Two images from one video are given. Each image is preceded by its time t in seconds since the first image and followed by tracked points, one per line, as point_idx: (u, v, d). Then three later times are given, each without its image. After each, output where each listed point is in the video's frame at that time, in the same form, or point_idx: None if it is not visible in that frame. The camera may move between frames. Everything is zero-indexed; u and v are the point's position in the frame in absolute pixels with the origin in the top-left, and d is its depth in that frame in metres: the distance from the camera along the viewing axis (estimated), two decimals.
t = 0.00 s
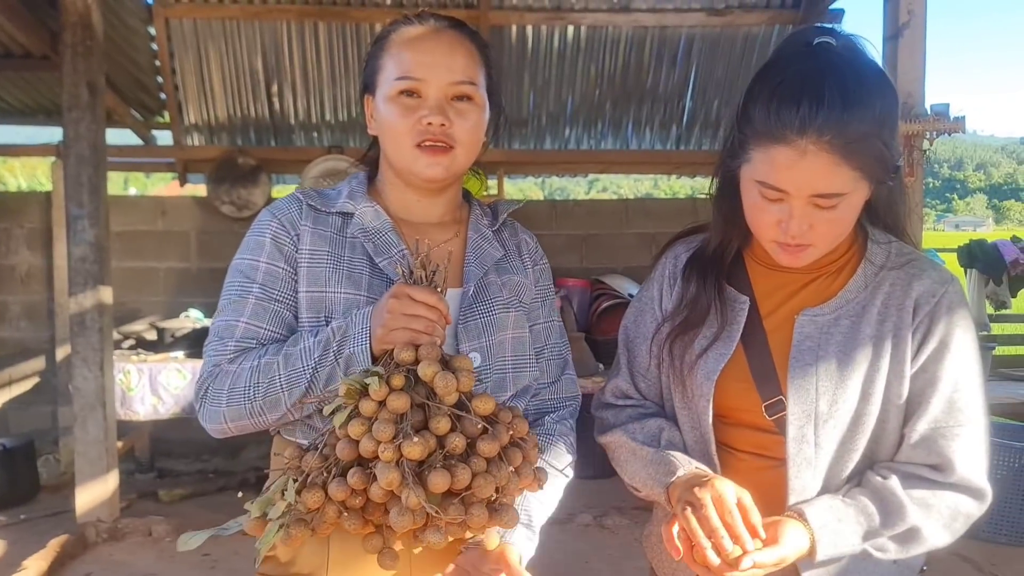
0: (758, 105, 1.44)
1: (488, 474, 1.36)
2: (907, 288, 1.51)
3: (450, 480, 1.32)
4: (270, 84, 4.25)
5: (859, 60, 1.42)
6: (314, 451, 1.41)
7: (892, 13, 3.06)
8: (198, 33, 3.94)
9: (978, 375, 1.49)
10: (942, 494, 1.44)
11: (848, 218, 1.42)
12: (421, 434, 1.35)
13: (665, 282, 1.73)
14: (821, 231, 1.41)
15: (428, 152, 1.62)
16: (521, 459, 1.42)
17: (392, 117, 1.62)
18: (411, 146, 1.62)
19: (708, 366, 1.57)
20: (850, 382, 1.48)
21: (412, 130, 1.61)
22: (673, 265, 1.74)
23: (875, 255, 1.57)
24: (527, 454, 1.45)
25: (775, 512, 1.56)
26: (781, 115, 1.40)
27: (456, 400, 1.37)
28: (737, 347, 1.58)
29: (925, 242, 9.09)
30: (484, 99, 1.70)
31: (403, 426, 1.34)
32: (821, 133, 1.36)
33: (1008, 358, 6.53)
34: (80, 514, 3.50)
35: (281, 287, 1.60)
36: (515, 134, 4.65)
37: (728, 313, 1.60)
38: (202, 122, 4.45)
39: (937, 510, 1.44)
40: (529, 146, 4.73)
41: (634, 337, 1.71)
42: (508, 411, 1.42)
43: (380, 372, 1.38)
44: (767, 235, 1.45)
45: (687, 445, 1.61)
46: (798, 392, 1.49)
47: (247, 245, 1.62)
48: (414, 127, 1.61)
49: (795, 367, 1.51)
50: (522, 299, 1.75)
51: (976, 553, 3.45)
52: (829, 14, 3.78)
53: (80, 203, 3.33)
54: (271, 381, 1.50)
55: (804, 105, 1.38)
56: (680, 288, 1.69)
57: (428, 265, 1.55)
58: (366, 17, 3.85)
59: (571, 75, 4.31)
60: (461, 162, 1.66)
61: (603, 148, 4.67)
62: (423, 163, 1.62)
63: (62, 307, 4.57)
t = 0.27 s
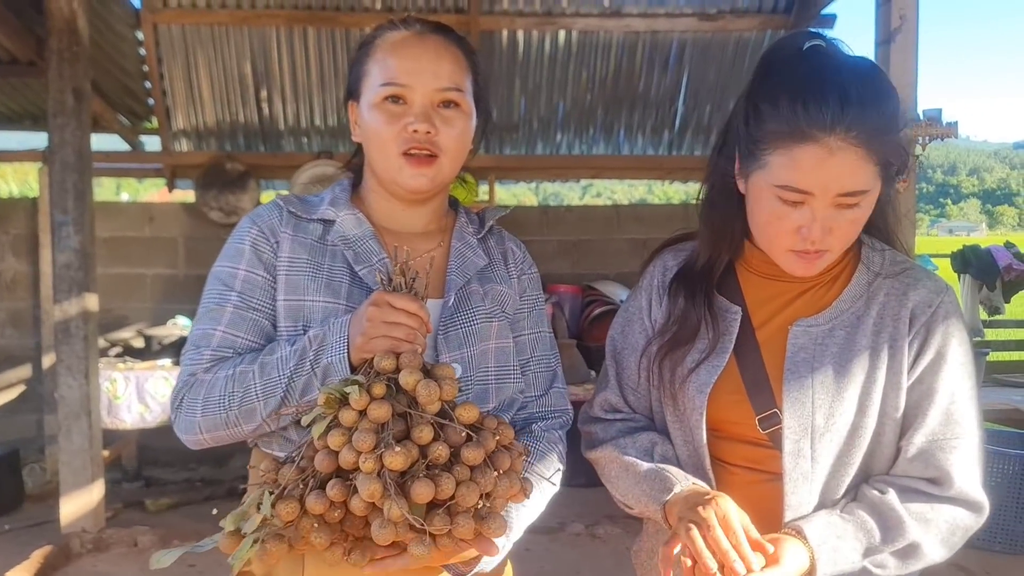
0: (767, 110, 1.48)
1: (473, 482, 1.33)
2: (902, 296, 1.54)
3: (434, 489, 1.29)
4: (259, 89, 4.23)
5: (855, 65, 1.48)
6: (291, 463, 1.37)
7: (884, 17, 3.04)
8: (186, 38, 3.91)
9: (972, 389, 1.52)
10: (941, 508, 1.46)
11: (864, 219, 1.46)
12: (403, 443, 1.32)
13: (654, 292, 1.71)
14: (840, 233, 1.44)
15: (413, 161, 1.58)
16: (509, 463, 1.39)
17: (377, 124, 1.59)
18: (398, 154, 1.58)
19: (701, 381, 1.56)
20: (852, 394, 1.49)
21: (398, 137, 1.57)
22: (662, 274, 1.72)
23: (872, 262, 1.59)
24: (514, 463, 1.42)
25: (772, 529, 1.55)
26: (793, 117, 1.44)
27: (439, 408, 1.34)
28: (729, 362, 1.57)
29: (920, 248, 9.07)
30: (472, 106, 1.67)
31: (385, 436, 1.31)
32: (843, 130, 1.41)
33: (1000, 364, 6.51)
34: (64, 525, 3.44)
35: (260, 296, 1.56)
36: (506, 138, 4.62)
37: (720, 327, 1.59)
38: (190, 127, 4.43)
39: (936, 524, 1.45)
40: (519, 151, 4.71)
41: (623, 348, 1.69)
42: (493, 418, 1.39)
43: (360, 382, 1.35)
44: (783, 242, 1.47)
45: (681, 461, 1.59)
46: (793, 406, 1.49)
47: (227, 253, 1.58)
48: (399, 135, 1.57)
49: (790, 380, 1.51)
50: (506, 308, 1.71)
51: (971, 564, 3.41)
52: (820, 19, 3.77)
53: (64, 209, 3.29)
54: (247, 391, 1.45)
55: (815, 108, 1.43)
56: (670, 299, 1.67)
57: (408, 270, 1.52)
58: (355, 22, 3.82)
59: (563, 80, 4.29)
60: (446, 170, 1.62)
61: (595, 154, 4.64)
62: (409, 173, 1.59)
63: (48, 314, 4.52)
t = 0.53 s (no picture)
0: (794, 129, 1.47)
1: (466, 508, 1.26)
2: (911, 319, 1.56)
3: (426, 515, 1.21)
4: (251, 106, 4.22)
5: (873, 87, 1.49)
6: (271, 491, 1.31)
7: (875, 36, 3.05)
8: (177, 55, 3.90)
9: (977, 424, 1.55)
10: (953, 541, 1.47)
11: (880, 248, 1.46)
12: (392, 469, 1.26)
13: (648, 319, 1.69)
14: (863, 258, 1.43)
15: (402, 186, 1.55)
16: (502, 490, 1.34)
17: (366, 147, 1.55)
18: (387, 178, 1.54)
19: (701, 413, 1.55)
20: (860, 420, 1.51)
21: (388, 162, 1.53)
22: (656, 302, 1.71)
23: (875, 286, 1.62)
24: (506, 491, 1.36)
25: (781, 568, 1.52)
26: (821, 136, 1.43)
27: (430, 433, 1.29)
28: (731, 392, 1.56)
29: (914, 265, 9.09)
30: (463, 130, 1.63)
31: (375, 461, 1.25)
32: (878, 153, 1.40)
33: (996, 381, 6.51)
34: (48, 548, 3.39)
35: (239, 316, 1.53)
36: (499, 156, 4.61)
37: (719, 358, 1.58)
38: (181, 144, 4.41)
39: (947, 556, 1.46)
40: (512, 168, 4.70)
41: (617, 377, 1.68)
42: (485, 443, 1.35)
43: (350, 402, 1.31)
44: (801, 271, 1.46)
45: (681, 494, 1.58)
46: (802, 438, 1.49)
47: (206, 273, 1.55)
48: (389, 160, 1.53)
49: (797, 415, 1.51)
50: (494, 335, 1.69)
51: None
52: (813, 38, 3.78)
53: (51, 227, 3.27)
54: (219, 414, 1.42)
55: (848, 129, 1.42)
56: (665, 328, 1.66)
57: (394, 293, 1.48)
58: (347, 39, 3.82)
59: (556, 97, 4.28)
60: (437, 193, 1.58)
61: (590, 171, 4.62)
62: (398, 198, 1.55)
63: (35, 333, 4.49)
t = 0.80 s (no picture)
0: (815, 127, 1.42)
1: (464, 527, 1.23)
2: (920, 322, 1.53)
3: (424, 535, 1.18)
4: (245, 112, 4.22)
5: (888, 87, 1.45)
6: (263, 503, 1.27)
7: (873, 40, 3.03)
8: (171, 60, 3.91)
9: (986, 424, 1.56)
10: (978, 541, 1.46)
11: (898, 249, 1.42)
12: (389, 485, 1.20)
13: (658, 324, 1.58)
14: (880, 260, 1.39)
15: (407, 221, 1.50)
16: (503, 506, 1.30)
17: (377, 175, 1.48)
18: (393, 210, 1.49)
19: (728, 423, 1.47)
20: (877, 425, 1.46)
21: (397, 195, 1.47)
22: (662, 308, 1.59)
23: (881, 288, 1.59)
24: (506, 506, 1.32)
25: None
26: (847, 136, 1.38)
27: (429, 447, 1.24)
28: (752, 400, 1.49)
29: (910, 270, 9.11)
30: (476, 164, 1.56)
31: (373, 477, 1.20)
32: (900, 153, 1.37)
33: (993, 387, 6.49)
34: (39, 557, 3.35)
35: (227, 322, 1.50)
36: (496, 161, 4.59)
37: (740, 364, 1.51)
38: (176, 149, 4.42)
39: (971, 561, 1.43)
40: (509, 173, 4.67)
41: (629, 387, 1.54)
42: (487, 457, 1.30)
43: (344, 415, 1.24)
44: (818, 274, 1.41)
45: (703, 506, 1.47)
46: (829, 447, 1.43)
47: (194, 277, 1.52)
48: (400, 192, 1.47)
49: (821, 424, 1.45)
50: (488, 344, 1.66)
51: None
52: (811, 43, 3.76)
53: (43, 234, 3.25)
54: (204, 422, 1.38)
55: (876, 127, 1.38)
56: (677, 334, 1.56)
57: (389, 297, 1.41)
58: (342, 44, 3.80)
59: (552, 102, 4.27)
60: (439, 228, 1.55)
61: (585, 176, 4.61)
62: (400, 231, 1.51)
63: (28, 340, 4.46)
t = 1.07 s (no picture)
0: (823, 126, 1.44)
1: (460, 552, 1.21)
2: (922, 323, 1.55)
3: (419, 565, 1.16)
4: (243, 117, 4.26)
5: (897, 91, 1.47)
6: (253, 521, 1.25)
7: (868, 44, 3.06)
8: (169, 65, 3.96)
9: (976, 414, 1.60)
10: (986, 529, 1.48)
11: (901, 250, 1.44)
12: (383, 512, 1.19)
13: (665, 333, 1.57)
14: (882, 261, 1.41)
15: (412, 232, 1.51)
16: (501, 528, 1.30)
17: (387, 186, 1.48)
18: (399, 221, 1.50)
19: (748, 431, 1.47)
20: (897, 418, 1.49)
21: (406, 207, 1.48)
22: (670, 318, 1.59)
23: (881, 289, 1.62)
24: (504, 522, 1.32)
25: None
26: (853, 136, 1.40)
27: (423, 469, 1.23)
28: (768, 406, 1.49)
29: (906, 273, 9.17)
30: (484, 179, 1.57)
31: (366, 504, 1.19)
32: (905, 156, 1.38)
33: (990, 387, 6.52)
34: (36, 563, 3.35)
35: (227, 329, 1.51)
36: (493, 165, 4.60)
37: (755, 370, 1.51)
38: (174, 155, 4.43)
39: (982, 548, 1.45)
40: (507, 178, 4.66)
41: (640, 395, 1.52)
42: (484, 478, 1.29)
43: (336, 440, 1.23)
44: (823, 273, 1.42)
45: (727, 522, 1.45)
46: (846, 446, 1.44)
47: (193, 283, 1.53)
48: (407, 205, 1.48)
49: (836, 424, 1.46)
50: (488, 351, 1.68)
51: None
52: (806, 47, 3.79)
53: (40, 239, 3.25)
54: (198, 430, 1.39)
55: (881, 131, 1.39)
56: (687, 343, 1.56)
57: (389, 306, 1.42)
58: (338, 49, 3.86)
59: (550, 106, 4.30)
60: (446, 239, 1.56)
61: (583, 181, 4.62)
62: (404, 242, 1.52)
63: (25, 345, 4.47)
